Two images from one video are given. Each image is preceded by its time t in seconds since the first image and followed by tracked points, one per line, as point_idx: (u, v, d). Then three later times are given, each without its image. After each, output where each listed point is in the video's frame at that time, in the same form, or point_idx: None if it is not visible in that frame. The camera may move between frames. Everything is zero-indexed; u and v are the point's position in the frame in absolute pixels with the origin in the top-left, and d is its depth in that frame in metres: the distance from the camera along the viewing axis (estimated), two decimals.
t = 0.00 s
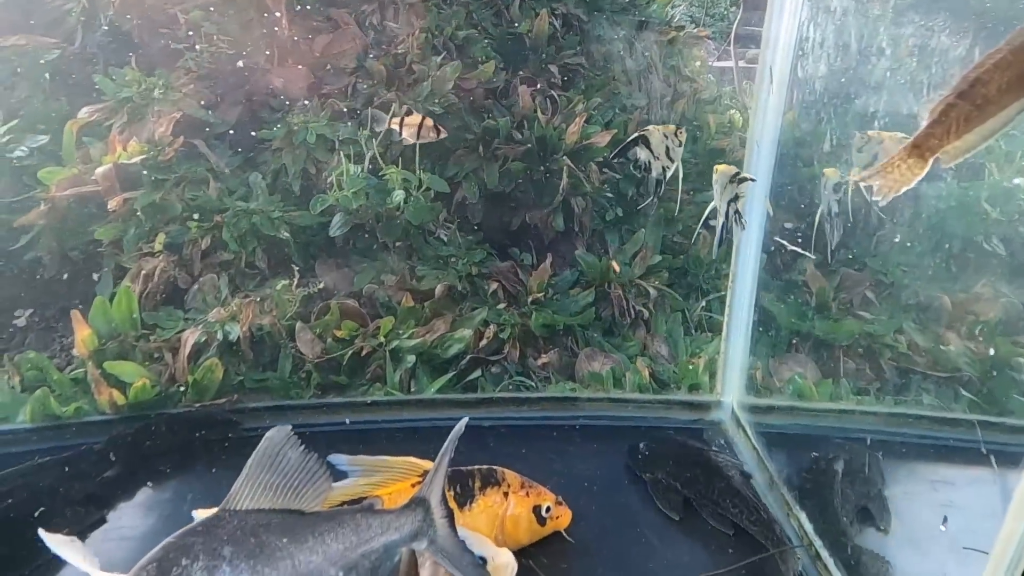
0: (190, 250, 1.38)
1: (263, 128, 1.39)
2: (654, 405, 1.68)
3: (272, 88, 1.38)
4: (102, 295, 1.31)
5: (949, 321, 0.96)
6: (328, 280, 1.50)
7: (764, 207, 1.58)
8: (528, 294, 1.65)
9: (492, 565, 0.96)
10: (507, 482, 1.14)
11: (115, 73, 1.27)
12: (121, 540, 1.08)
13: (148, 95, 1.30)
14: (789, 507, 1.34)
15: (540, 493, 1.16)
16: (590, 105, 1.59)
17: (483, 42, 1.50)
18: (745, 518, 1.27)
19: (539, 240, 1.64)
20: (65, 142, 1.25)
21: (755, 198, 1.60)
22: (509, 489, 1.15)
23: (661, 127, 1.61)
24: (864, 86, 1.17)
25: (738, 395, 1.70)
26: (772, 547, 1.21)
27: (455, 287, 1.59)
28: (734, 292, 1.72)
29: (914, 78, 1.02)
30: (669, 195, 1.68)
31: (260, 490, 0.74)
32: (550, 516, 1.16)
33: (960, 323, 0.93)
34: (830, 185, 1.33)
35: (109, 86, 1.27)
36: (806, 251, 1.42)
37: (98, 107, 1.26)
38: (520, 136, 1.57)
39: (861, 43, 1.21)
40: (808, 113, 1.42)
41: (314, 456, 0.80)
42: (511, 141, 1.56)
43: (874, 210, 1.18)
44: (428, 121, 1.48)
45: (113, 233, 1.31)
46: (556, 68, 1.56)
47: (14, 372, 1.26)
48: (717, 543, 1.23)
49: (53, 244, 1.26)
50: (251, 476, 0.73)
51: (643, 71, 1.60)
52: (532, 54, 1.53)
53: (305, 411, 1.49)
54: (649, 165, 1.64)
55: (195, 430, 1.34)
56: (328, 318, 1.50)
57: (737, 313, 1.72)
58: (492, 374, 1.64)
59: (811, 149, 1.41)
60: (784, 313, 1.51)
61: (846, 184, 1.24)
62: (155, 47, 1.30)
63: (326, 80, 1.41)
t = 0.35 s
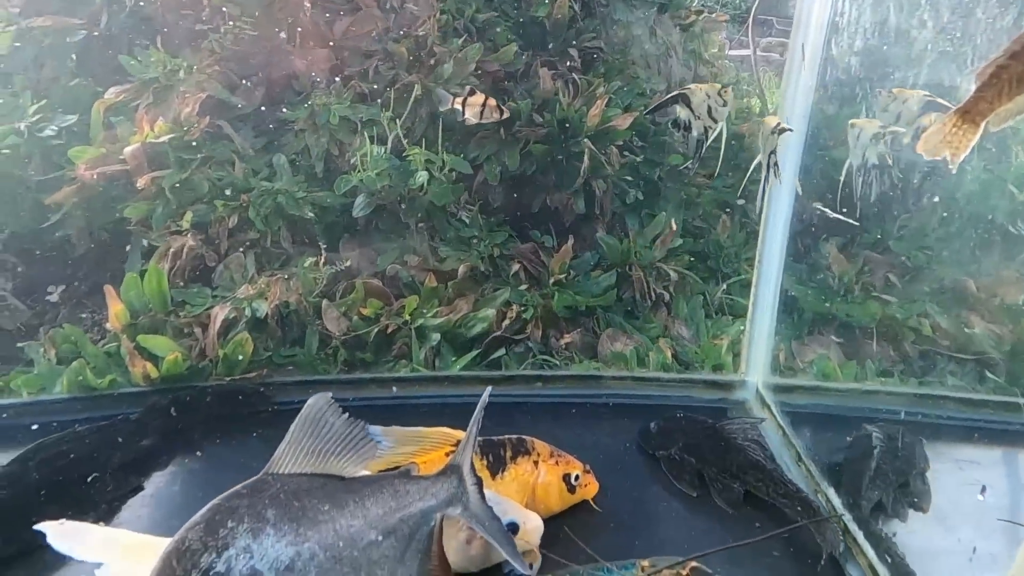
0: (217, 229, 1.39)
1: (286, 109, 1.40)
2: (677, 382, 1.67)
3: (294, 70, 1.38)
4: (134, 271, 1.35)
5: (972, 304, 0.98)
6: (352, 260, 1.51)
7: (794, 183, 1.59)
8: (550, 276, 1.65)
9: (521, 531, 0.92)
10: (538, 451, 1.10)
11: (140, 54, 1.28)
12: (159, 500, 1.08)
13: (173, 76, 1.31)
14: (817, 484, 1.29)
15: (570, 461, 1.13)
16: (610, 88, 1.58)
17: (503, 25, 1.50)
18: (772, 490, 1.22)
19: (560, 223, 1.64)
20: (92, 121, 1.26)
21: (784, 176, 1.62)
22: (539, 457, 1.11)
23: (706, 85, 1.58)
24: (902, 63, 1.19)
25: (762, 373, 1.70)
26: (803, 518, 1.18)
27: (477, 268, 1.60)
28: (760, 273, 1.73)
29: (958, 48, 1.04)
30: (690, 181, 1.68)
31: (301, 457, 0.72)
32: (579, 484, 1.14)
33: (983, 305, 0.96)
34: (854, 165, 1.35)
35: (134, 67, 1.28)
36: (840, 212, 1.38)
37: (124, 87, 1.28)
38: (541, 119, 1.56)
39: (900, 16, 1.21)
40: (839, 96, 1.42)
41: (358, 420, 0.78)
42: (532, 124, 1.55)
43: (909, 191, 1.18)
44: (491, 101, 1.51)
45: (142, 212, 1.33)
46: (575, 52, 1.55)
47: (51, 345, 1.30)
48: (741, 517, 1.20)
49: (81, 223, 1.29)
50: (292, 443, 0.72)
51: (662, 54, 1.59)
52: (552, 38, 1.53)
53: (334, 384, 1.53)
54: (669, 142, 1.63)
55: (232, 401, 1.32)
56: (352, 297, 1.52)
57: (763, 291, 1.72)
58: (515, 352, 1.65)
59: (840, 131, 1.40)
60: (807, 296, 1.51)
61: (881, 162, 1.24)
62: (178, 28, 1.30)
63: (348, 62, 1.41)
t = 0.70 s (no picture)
0: (246, 201, 1.40)
1: (311, 85, 1.41)
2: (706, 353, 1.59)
3: (317, 47, 1.40)
4: (165, 242, 1.34)
5: (1000, 281, 1.03)
6: (377, 236, 1.51)
7: (825, 155, 1.55)
8: (572, 250, 1.65)
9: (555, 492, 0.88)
10: (568, 414, 1.05)
11: (166, 29, 1.29)
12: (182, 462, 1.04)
13: (198, 52, 1.32)
14: (847, 454, 1.25)
15: (601, 423, 1.07)
16: (632, 65, 1.59)
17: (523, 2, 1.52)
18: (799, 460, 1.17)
19: (582, 200, 1.64)
20: (120, 96, 1.26)
21: (817, 146, 1.57)
22: (571, 420, 1.06)
23: (748, 39, 1.62)
24: (925, 33, 1.20)
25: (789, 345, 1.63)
26: (826, 485, 1.11)
27: (500, 243, 1.60)
28: (790, 244, 1.68)
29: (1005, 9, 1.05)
30: (712, 158, 1.69)
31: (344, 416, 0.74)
32: (611, 447, 1.07)
33: (1011, 283, 1.01)
34: (870, 145, 1.37)
35: (160, 42, 1.28)
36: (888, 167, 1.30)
37: (151, 62, 1.28)
38: (563, 96, 1.59)
39: None
40: (859, 74, 1.42)
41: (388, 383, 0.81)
42: (554, 101, 1.59)
43: (937, 162, 1.20)
44: (561, 60, 1.56)
45: (171, 184, 1.34)
46: (597, 29, 1.57)
47: (87, 312, 1.29)
48: (770, 486, 1.14)
49: (111, 196, 1.29)
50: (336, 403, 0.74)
51: (683, 32, 1.60)
52: (573, 14, 1.56)
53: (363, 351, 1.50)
54: (690, 120, 1.65)
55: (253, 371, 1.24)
56: (378, 270, 1.51)
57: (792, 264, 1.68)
58: (540, 326, 1.64)
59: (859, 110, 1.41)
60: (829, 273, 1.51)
61: (903, 128, 1.27)
62: (202, 4, 1.31)
63: (371, 39, 1.43)
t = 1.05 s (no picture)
0: (272, 173, 1.43)
1: (335, 59, 1.43)
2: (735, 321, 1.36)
3: (339, 21, 1.42)
4: (194, 214, 1.36)
5: None
6: (399, 210, 1.51)
7: (858, 114, 1.44)
8: (596, 224, 1.66)
9: (588, 450, 0.88)
10: (601, 375, 1.00)
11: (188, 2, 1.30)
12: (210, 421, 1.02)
13: (223, 25, 1.34)
14: (876, 419, 1.16)
15: (633, 387, 1.02)
16: (656, 39, 1.68)
17: None
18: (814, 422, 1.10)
19: (604, 174, 1.68)
20: (146, 68, 1.28)
21: (849, 106, 1.46)
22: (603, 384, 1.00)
23: None
24: None
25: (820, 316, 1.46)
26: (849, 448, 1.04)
27: (524, 217, 1.59)
28: (821, 212, 1.55)
29: None
30: (735, 133, 1.77)
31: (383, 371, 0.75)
32: (642, 412, 1.01)
33: None
34: (909, 103, 1.31)
35: (184, 16, 1.30)
36: (930, 119, 1.26)
37: (175, 36, 1.30)
38: (585, 70, 1.64)
39: None
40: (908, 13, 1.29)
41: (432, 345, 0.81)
42: (577, 75, 1.63)
43: (970, 130, 1.20)
44: None
45: (198, 155, 1.37)
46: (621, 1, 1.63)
47: (120, 280, 1.28)
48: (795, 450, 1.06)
49: (138, 167, 1.30)
50: (376, 359, 0.75)
51: (705, 8, 1.70)
52: None
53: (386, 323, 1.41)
54: (715, 95, 1.74)
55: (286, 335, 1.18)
56: (404, 241, 1.49)
57: (822, 232, 1.55)
58: (567, 297, 1.57)
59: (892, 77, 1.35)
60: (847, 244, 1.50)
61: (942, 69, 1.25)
62: None
63: (394, 14, 1.48)
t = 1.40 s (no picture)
0: (296, 149, 1.41)
1: (354, 37, 1.39)
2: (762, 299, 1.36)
3: None
4: (221, 186, 1.37)
5: None
6: (420, 184, 1.47)
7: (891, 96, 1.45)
8: (618, 202, 1.61)
9: (616, 416, 0.89)
10: (630, 344, 1.01)
11: None
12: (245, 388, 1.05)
13: None
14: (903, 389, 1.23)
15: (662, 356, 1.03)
16: (677, 16, 1.58)
17: None
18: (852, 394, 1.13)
19: (626, 153, 1.60)
20: (172, 44, 1.27)
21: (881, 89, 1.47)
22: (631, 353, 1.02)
23: None
24: None
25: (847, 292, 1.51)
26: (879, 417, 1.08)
27: (547, 193, 1.55)
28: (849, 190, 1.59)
29: None
30: (757, 112, 1.70)
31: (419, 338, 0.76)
32: (669, 380, 1.02)
33: None
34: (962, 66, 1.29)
35: None
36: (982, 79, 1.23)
37: (201, 12, 1.30)
38: (607, 47, 1.56)
39: None
40: None
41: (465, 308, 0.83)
42: (598, 53, 1.55)
43: (1005, 109, 1.19)
44: None
45: (224, 132, 1.36)
46: None
47: (150, 253, 1.32)
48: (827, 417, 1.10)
49: (165, 142, 1.31)
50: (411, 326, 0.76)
51: None
52: None
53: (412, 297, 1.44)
54: (738, 74, 1.66)
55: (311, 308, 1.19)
56: (428, 217, 1.45)
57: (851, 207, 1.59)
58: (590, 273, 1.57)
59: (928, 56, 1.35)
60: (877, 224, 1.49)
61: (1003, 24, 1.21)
62: None
63: None
